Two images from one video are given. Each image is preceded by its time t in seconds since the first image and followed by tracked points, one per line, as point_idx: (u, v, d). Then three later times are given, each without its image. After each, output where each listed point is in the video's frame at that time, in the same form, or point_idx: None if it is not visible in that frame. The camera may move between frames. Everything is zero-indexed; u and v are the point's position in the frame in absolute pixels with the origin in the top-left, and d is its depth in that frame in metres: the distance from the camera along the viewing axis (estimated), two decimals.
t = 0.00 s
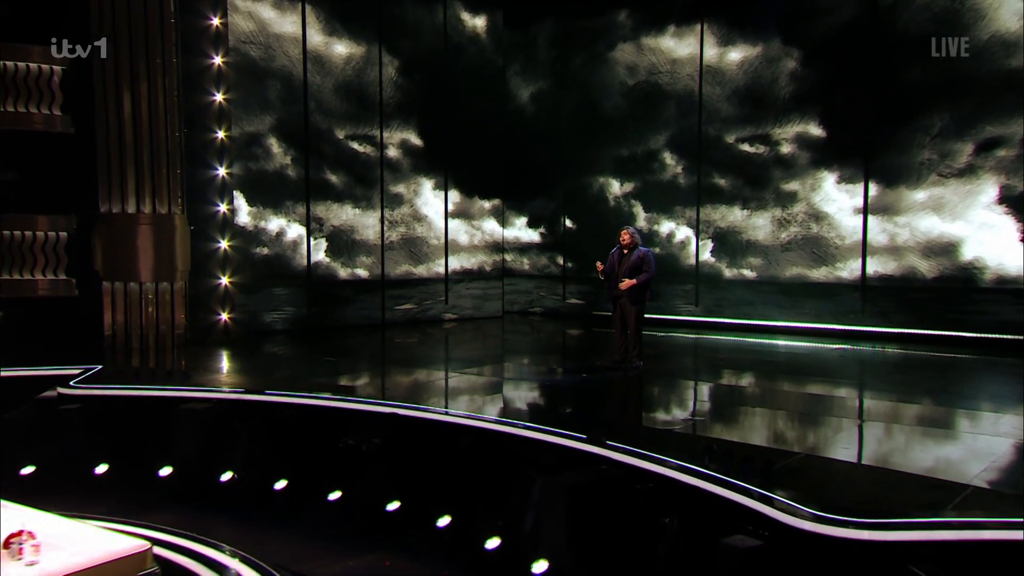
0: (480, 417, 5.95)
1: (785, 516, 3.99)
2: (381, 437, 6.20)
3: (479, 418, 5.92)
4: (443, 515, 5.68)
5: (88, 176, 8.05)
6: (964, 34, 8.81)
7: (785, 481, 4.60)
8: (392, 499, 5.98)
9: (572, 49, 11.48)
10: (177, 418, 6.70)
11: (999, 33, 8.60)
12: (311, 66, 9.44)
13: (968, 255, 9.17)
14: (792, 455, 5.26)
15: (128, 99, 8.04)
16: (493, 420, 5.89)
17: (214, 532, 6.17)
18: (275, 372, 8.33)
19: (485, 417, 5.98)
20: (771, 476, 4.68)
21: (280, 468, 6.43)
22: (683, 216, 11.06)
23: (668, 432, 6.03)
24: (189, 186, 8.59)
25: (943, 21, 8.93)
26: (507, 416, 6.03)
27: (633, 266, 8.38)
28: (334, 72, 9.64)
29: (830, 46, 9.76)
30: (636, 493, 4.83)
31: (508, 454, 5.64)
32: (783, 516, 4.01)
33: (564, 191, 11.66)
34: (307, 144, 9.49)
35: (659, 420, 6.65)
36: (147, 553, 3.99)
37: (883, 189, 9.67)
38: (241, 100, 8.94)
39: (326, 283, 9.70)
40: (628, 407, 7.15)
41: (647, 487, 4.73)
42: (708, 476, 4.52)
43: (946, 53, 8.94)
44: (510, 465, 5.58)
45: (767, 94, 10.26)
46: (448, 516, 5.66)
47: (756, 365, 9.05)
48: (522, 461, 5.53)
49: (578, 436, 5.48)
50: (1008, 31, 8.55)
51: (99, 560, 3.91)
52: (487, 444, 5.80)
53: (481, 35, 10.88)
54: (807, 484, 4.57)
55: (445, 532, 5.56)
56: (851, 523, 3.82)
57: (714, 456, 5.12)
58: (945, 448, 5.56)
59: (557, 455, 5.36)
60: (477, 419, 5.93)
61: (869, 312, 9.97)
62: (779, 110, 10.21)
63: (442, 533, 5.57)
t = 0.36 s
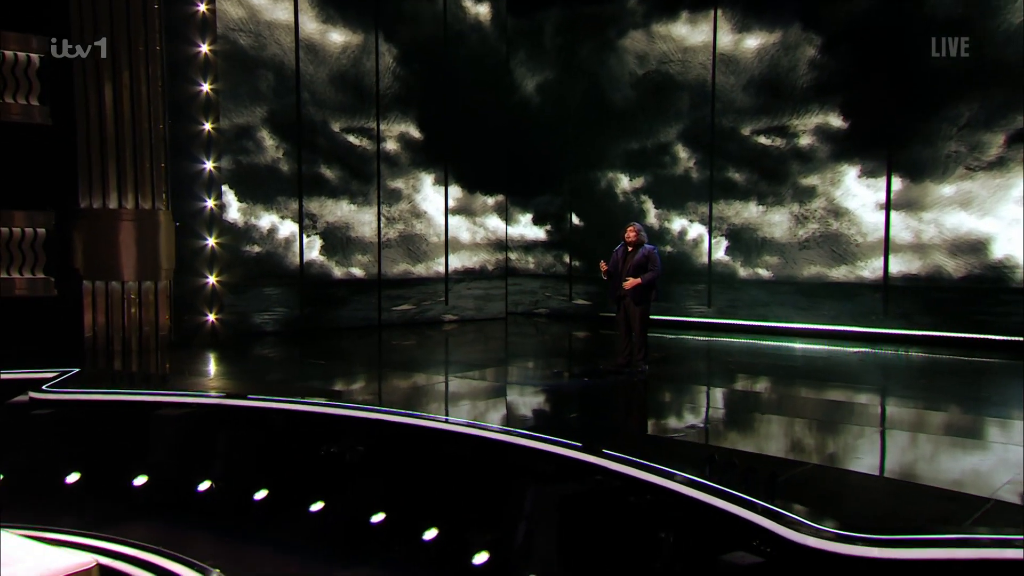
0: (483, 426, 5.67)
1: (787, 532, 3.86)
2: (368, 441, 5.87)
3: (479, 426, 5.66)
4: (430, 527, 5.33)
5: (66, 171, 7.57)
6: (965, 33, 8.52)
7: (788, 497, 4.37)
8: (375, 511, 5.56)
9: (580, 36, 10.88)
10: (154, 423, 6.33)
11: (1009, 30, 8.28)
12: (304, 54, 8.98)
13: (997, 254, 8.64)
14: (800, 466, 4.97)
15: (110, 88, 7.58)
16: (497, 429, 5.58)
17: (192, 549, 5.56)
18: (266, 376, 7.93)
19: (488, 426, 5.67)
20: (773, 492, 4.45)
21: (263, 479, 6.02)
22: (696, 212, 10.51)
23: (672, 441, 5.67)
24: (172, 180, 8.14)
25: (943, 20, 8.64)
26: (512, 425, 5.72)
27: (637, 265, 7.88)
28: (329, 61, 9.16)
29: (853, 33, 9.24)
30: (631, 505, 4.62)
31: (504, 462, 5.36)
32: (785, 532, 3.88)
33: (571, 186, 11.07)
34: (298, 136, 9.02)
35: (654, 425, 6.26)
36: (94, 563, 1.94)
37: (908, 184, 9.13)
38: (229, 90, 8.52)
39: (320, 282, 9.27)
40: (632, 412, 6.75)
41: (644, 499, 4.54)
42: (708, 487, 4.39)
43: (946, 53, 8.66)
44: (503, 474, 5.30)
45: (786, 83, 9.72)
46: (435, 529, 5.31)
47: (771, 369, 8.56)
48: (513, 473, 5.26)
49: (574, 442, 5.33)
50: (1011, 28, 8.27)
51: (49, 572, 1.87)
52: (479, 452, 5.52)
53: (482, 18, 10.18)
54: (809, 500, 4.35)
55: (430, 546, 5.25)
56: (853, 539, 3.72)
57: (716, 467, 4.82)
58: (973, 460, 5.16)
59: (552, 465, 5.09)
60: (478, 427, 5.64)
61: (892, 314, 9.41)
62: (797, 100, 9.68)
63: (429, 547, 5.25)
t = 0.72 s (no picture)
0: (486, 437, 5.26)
1: (792, 549, 3.53)
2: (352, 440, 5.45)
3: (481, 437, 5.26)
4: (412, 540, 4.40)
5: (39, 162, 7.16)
6: (963, 33, 8.18)
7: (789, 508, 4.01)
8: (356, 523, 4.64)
9: (584, 23, 10.32)
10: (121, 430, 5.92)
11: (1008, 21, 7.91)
12: (292, 41, 8.54)
13: None
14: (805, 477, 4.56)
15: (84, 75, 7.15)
16: (500, 440, 5.19)
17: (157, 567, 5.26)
18: (251, 380, 7.49)
19: (494, 438, 5.27)
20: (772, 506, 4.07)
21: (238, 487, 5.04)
22: (707, 207, 10.00)
23: (675, 448, 5.26)
24: (149, 172, 7.72)
25: (940, 19, 8.34)
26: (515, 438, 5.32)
27: (637, 262, 7.40)
28: (319, 48, 8.72)
29: (872, 17, 8.74)
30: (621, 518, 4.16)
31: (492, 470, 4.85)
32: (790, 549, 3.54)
33: (573, 179, 10.55)
34: (285, 127, 8.58)
35: (661, 432, 5.80)
36: None
37: (928, 176, 8.62)
38: (212, 79, 8.09)
39: (309, 281, 8.83)
40: (633, 418, 6.29)
41: (637, 512, 4.12)
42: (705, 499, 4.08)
43: (946, 54, 8.32)
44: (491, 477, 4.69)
45: (800, 71, 9.22)
46: (417, 542, 4.38)
47: (783, 373, 8.04)
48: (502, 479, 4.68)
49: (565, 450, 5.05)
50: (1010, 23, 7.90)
51: None
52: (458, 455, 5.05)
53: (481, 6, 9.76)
54: (817, 509, 3.96)
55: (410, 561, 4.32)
56: (864, 557, 3.41)
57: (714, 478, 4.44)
58: (1006, 471, 4.67)
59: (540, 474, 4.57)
60: (478, 437, 5.24)
61: (912, 315, 8.88)
62: (812, 88, 9.18)
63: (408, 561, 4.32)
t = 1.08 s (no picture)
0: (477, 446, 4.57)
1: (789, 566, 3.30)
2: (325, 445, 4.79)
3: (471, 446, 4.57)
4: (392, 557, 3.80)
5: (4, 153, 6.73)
6: (964, 33, 7.88)
7: (794, 526, 3.82)
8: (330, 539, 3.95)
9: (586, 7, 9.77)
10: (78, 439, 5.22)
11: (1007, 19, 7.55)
12: (277, 26, 8.09)
13: None
14: (807, 486, 4.32)
15: (50, 60, 6.67)
16: (492, 450, 4.49)
17: None
18: (232, 383, 7.13)
19: (486, 447, 4.57)
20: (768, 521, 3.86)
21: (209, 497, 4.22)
22: (715, 201, 9.50)
23: (680, 461, 4.76)
24: (123, 166, 7.30)
25: (939, 18, 8.02)
26: (509, 449, 4.66)
27: (636, 259, 6.94)
28: (306, 34, 8.27)
29: None
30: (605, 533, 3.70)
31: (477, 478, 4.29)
32: (784, 564, 3.32)
33: (573, 173, 10.06)
34: (269, 118, 8.14)
35: (667, 441, 5.36)
36: None
37: (950, 168, 8.12)
38: (191, 65, 7.65)
39: (295, 279, 8.39)
40: (631, 425, 5.83)
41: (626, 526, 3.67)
42: (689, 507, 3.70)
43: (945, 54, 8.01)
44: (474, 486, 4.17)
45: (814, 57, 8.72)
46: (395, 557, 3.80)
47: (794, 377, 7.55)
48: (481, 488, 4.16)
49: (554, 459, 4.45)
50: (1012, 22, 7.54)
51: None
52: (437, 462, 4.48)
53: None
54: (823, 528, 3.82)
55: None
56: None
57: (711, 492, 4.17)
58: None
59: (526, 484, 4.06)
60: (467, 447, 4.54)
61: (930, 315, 8.37)
62: (826, 75, 8.68)
63: None
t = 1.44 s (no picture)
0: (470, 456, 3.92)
1: None
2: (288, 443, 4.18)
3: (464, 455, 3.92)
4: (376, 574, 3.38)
5: None
6: (965, 32, 7.56)
7: (800, 544, 3.47)
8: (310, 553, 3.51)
9: None
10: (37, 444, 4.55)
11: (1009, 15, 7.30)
12: (265, 11, 7.68)
13: None
14: (826, 501, 3.93)
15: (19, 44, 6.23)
16: (489, 460, 3.82)
17: None
18: (216, 389, 6.58)
19: (482, 458, 3.92)
20: (771, 537, 3.51)
21: (184, 505, 3.64)
22: (727, 195, 9.01)
23: (682, 470, 4.43)
24: (99, 160, 6.92)
25: (938, 18, 7.69)
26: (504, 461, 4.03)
27: (640, 256, 6.48)
28: (295, 20, 7.86)
29: None
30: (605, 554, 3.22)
31: (462, 484, 3.70)
32: None
33: (577, 166, 9.60)
34: (257, 109, 7.73)
35: (676, 450, 4.92)
36: None
37: (976, 160, 7.64)
38: (172, 53, 7.25)
39: (283, 277, 7.99)
40: (635, 432, 5.38)
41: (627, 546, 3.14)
42: (690, 523, 3.19)
43: (946, 54, 7.68)
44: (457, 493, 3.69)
45: (832, 43, 8.26)
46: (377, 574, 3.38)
47: (810, 382, 7.06)
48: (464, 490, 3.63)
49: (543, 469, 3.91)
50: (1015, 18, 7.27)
51: None
52: (417, 468, 3.86)
53: None
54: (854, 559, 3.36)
55: None
56: None
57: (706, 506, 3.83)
58: None
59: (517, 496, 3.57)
60: (458, 455, 3.90)
61: (955, 317, 7.88)
62: (845, 62, 8.22)
63: None
